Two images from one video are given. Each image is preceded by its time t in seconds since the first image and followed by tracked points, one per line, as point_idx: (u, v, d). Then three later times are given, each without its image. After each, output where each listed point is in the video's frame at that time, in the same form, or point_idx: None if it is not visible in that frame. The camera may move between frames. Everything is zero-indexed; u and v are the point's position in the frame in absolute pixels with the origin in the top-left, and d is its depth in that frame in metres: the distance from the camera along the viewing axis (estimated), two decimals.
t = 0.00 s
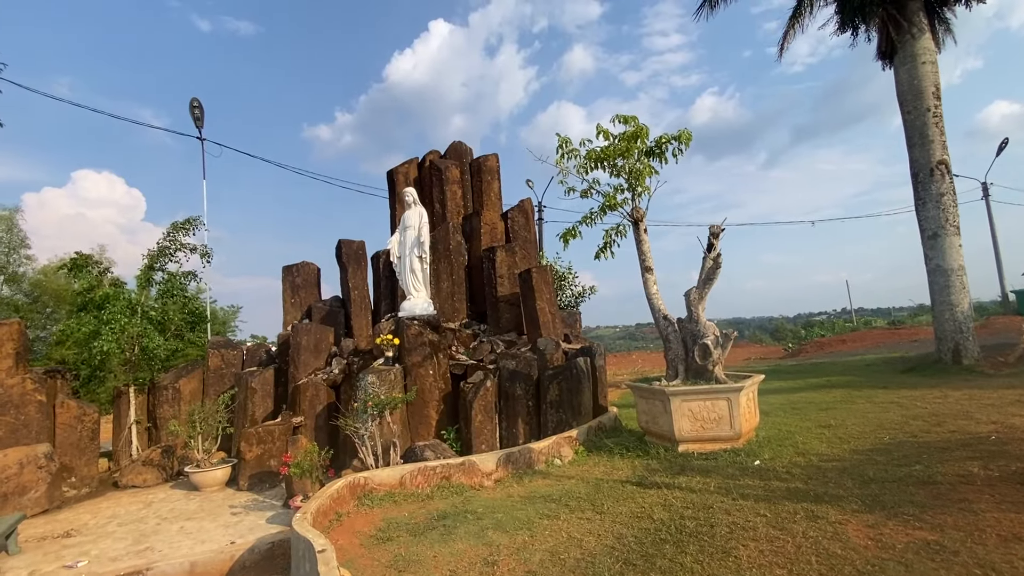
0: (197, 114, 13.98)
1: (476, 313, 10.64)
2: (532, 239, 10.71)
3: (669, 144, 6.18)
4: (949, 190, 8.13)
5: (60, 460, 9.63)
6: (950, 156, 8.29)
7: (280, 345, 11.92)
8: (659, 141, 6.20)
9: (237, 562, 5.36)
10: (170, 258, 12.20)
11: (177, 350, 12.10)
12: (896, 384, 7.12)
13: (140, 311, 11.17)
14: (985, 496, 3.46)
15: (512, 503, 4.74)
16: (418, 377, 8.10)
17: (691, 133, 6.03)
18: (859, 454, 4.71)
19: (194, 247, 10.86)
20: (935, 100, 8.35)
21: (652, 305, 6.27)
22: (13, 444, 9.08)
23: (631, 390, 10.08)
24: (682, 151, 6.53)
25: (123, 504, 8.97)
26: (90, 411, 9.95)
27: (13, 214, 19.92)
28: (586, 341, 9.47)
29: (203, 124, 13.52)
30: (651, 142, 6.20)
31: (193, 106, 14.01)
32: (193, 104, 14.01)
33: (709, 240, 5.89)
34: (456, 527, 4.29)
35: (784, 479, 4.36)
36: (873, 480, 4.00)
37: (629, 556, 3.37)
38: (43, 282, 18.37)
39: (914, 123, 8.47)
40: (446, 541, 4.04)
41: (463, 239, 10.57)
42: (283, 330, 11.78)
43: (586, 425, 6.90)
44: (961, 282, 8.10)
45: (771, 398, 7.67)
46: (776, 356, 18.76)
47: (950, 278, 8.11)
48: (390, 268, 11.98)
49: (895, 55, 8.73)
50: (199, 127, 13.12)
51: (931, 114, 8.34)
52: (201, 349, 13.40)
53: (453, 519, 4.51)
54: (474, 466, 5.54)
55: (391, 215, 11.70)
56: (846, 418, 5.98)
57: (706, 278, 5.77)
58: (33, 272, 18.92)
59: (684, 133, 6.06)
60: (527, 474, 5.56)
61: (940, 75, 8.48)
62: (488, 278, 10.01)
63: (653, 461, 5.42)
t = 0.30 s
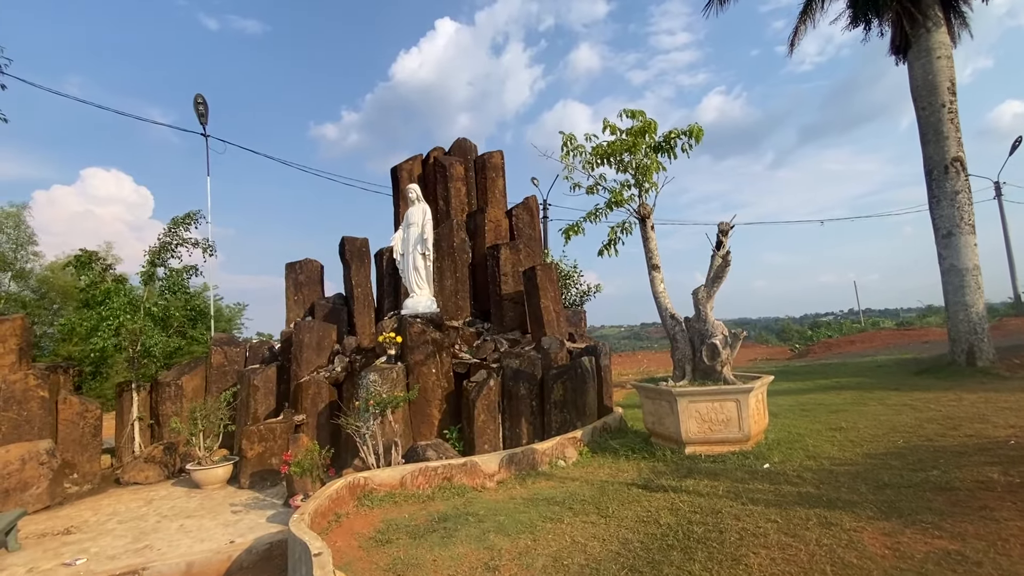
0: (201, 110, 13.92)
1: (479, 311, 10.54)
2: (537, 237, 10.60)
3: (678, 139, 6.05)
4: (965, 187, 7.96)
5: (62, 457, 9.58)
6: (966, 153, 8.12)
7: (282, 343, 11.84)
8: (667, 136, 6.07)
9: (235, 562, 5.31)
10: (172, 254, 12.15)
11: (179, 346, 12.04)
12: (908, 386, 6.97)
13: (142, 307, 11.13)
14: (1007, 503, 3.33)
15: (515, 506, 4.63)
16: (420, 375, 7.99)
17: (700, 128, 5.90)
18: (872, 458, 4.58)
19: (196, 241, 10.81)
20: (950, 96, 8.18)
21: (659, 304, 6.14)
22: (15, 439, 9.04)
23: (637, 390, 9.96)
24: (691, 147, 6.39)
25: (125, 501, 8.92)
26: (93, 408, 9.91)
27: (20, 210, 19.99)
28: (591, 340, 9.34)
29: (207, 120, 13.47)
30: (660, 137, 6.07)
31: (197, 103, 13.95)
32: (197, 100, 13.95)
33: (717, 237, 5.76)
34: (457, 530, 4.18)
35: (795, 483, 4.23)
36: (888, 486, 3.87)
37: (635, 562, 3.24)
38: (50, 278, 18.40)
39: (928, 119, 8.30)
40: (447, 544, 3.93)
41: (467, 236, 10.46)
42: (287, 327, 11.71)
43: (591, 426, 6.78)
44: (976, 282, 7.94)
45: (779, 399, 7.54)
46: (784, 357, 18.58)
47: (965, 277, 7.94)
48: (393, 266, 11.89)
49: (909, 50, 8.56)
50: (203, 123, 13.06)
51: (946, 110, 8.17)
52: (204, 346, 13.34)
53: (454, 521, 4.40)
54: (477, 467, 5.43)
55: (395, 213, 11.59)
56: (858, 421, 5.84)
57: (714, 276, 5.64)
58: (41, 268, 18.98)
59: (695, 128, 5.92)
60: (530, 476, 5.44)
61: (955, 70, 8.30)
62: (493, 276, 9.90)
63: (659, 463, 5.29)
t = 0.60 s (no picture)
0: (204, 105, 13.82)
1: (483, 309, 10.39)
2: (542, 233, 10.43)
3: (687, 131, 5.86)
4: (984, 183, 7.73)
5: (63, 453, 9.50)
6: (986, 148, 7.89)
7: (284, 340, 11.73)
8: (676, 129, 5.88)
9: (229, 565, 5.23)
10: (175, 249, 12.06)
11: (182, 342, 11.96)
12: (924, 388, 6.76)
13: (143, 303, 11.05)
14: None
15: (517, 510, 4.48)
16: (422, 373, 7.85)
17: (711, 120, 5.70)
18: (890, 464, 4.40)
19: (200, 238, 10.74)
20: (970, 89, 7.95)
21: (668, 302, 5.97)
22: (14, 435, 8.95)
23: (643, 390, 9.78)
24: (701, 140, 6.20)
25: (124, 498, 8.82)
26: (93, 404, 9.82)
27: (27, 206, 19.96)
28: (597, 339, 9.17)
29: (211, 115, 13.34)
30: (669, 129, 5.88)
31: (200, 97, 13.84)
32: (201, 95, 13.84)
33: (728, 234, 5.58)
34: (457, 535, 4.03)
35: (809, 490, 4.06)
36: (908, 494, 3.70)
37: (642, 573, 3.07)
38: (57, 274, 18.38)
39: (947, 113, 8.07)
40: (445, 550, 3.78)
41: (471, 232, 10.29)
42: (289, 324, 11.59)
43: (596, 427, 6.61)
44: (995, 281, 7.72)
45: (790, 401, 7.34)
46: (793, 357, 18.34)
47: (983, 276, 7.72)
48: (397, 262, 11.74)
49: (927, 42, 8.32)
50: (206, 118, 12.94)
51: (965, 103, 7.94)
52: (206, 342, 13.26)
53: (454, 525, 4.25)
54: (478, 469, 5.28)
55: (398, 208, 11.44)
56: (873, 424, 5.65)
57: (725, 273, 5.46)
58: (47, 264, 18.98)
59: (704, 119, 5.73)
60: (533, 478, 5.29)
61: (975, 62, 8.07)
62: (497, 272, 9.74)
63: (667, 467, 5.13)
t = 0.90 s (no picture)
0: (208, 99, 13.71)
1: (487, 306, 10.23)
2: (547, 230, 10.26)
3: (697, 123, 5.69)
4: (1004, 179, 7.52)
5: (63, 449, 9.42)
6: (1005, 143, 7.67)
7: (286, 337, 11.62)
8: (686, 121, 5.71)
9: (224, 568, 5.12)
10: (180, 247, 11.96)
11: (185, 339, 11.88)
12: (941, 389, 6.57)
13: (147, 299, 11.00)
14: None
15: (520, 513, 4.33)
16: (425, 371, 7.71)
17: (722, 111, 5.53)
18: (909, 469, 4.23)
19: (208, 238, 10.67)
20: (989, 82, 7.73)
21: (677, 300, 5.80)
22: (15, 431, 8.88)
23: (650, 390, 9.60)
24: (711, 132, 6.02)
25: (124, 495, 8.74)
26: (94, 400, 9.72)
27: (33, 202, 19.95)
28: (603, 337, 9.01)
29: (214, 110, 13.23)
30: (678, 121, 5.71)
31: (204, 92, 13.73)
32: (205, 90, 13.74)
33: (739, 229, 5.41)
34: (458, 539, 3.89)
35: (825, 496, 3.89)
36: (931, 501, 3.53)
37: None
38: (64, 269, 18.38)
39: (965, 107, 7.86)
40: (445, 556, 3.63)
41: (476, 228, 10.14)
42: (291, 320, 11.48)
43: (602, 427, 6.45)
44: (1014, 280, 7.50)
45: (801, 401, 7.16)
46: (801, 356, 18.10)
47: (1002, 274, 7.51)
48: (400, 259, 11.61)
49: (944, 33, 8.11)
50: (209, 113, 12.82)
51: (984, 97, 7.72)
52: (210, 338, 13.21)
53: (455, 529, 4.11)
54: (480, 470, 5.13)
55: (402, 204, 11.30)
56: (889, 426, 5.47)
57: (736, 270, 5.29)
58: (54, 260, 18.97)
59: (716, 110, 5.55)
60: (537, 480, 5.13)
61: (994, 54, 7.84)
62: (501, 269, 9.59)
63: (675, 469, 4.97)
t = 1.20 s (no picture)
0: (211, 95, 13.59)
1: (492, 304, 10.06)
2: (553, 227, 10.07)
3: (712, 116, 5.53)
4: None
5: (63, 447, 9.32)
6: None
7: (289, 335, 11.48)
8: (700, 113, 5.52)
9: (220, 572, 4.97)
10: (186, 245, 11.87)
11: (188, 338, 11.80)
12: (961, 391, 6.35)
13: (150, 296, 10.90)
14: None
15: (526, 519, 4.16)
16: (428, 370, 7.56)
17: (738, 103, 5.35)
18: (934, 476, 4.05)
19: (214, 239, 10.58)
20: (1011, 73, 7.49)
21: (688, 299, 5.60)
22: (15, 429, 8.78)
23: (658, 391, 9.40)
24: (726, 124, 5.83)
25: (124, 495, 8.61)
26: (95, 398, 9.61)
27: (40, 200, 19.94)
28: (610, 336, 8.82)
29: (218, 105, 13.11)
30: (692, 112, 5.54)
31: (207, 87, 13.63)
32: (209, 85, 13.62)
33: (754, 225, 5.23)
34: (460, 547, 3.72)
35: (847, 504, 3.71)
36: (960, 512, 3.35)
37: None
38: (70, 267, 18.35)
39: (986, 99, 7.63)
40: (447, 565, 3.47)
41: (480, 225, 9.96)
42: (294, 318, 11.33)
43: (610, 429, 6.26)
44: None
45: (815, 403, 6.95)
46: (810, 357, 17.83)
47: None
48: (404, 257, 11.45)
49: (965, 24, 7.86)
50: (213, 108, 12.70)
51: (1006, 89, 7.48)
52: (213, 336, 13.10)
53: (457, 536, 3.94)
54: (484, 473, 4.95)
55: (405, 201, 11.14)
56: (910, 430, 5.26)
57: (751, 267, 5.09)
58: (60, 257, 18.94)
59: (732, 102, 5.39)
60: (543, 484, 4.95)
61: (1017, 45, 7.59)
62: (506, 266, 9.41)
63: (686, 474, 4.78)
